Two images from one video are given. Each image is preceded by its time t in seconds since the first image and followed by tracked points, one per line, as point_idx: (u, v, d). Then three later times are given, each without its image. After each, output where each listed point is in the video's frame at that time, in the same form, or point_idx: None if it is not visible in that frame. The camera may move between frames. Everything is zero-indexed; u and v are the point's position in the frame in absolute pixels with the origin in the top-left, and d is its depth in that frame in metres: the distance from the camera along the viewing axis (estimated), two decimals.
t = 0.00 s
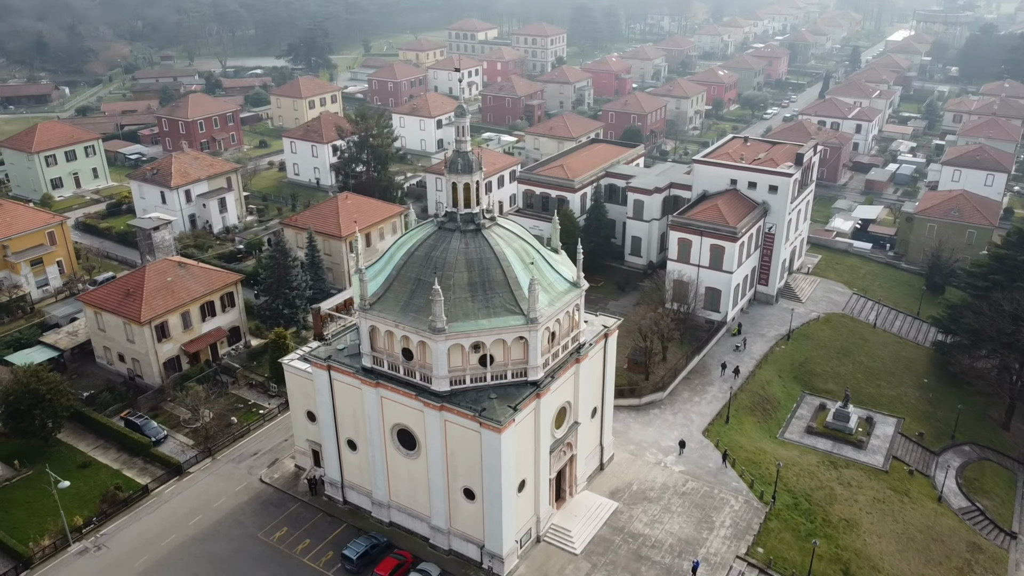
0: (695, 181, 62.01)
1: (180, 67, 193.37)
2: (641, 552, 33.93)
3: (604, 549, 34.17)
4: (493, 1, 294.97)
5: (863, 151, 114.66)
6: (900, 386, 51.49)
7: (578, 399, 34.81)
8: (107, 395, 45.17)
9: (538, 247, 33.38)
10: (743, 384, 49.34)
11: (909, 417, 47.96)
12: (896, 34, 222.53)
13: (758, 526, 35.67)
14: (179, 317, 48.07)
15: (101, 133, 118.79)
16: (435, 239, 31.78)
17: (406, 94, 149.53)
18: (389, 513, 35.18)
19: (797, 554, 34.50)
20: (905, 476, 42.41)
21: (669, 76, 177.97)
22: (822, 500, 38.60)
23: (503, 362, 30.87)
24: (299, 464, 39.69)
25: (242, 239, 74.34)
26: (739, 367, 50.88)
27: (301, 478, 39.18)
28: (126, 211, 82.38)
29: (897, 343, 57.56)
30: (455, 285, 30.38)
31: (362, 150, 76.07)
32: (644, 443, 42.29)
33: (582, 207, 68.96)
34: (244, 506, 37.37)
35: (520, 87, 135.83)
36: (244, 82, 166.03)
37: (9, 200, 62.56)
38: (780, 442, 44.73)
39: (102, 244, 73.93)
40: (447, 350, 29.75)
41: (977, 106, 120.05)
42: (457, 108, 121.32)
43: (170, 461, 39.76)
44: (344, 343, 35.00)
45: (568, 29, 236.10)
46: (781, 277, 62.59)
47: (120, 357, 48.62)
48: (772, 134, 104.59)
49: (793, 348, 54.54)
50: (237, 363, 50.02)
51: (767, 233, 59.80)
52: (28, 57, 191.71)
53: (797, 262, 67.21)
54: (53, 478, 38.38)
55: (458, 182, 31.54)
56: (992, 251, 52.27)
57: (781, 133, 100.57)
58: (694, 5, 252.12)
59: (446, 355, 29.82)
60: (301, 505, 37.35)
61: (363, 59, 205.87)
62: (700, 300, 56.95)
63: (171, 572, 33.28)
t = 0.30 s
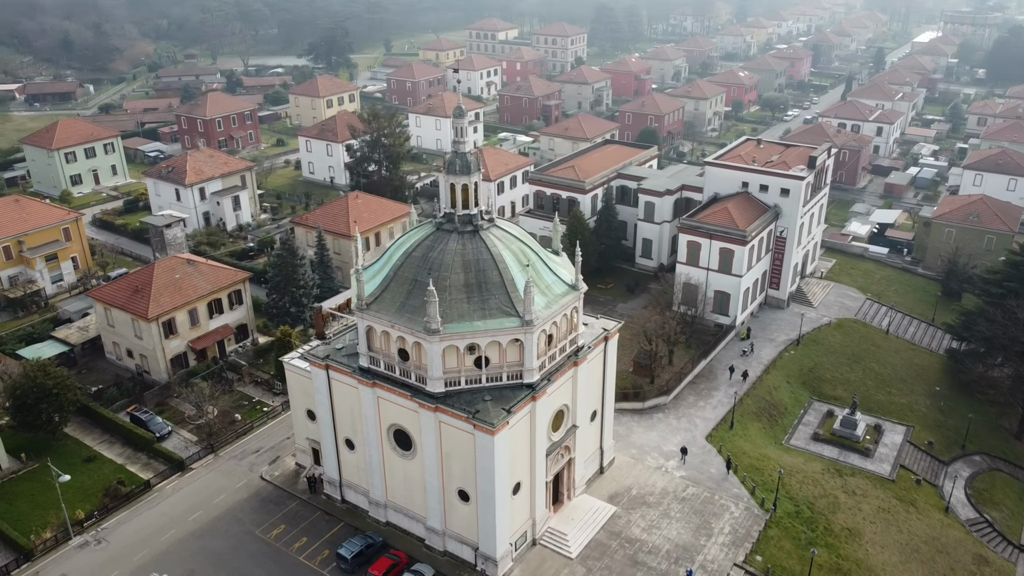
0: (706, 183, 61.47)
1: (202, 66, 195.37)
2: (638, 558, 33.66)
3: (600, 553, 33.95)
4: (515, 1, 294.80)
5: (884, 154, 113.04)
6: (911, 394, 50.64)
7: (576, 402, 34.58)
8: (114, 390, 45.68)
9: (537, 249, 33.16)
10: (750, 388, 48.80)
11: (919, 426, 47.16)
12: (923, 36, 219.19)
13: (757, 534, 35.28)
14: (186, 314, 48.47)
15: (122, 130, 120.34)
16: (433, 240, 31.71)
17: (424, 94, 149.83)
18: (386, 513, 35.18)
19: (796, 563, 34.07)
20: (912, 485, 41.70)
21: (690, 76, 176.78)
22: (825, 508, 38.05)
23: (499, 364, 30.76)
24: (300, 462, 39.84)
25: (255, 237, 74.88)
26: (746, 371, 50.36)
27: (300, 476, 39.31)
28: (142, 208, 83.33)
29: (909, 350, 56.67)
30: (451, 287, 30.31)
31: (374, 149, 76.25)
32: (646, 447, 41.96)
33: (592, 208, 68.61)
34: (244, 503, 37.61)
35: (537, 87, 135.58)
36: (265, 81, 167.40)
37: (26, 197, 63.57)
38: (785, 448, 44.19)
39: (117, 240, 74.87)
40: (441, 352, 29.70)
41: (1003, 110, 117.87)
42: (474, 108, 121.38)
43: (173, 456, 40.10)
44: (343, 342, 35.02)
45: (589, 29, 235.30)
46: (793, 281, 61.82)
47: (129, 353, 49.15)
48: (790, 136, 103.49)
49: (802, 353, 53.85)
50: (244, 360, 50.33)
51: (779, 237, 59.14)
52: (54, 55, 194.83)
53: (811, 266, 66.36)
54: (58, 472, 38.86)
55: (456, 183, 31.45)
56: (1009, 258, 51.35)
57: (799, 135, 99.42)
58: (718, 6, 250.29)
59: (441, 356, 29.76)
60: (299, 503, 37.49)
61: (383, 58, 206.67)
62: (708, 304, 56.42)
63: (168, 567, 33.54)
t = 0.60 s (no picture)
0: (717, 186, 60.88)
1: (224, 64, 197.18)
2: (633, 564, 33.39)
3: (596, 558, 33.71)
4: (537, 1, 294.44)
5: (905, 157, 111.33)
6: (921, 403, 49.82)
7: (574, 405, 34.38)
8: (121, 386, 46.19)
9: (536, 251, 32.97)
10: (756, 394, 48.26)
11: (928, 435, 46.38)
12: (951, 37, 215.67)
13: (756, 542, 34.87)
14: (193, 312, 48.86)
15: (142, 128, 121.76)
16: (430, 242, 31.67)
17: (442, 93, 150.09)
18: (383, 513, 35.20)
19: (795, 572, 33.62)
20: (918, 495, 41.00)
21: (710, 77, 175.45)
22: (827, 517, 37.53)
23: (494, 366, 30.65)
24: (300, 460, 39.99)
25: (267, 235, 75.37)
26: (753, 376, 49.82)
27: (300, 474, 39.45)
28: (158, 205, 84.28)
29: (922, 357, 55.76)
30: (447, 288, 30.24)
31: (386, 149, 76.39)
32: (647, 452, 41.62)
33: (603, 210, 68.21)
34: (243, 500, 37.83)
35: (555, 88, 135.23)
36: (285, 80, 168.61)
37: (42, 193, 64.57)
38: (789, 455, 43.61)
39: (132, 237, 75.75)
40: (436, 353, 29.65)
41: None
42: (491, 108, 121.30)
43: (175, 452, 40.44)
44: (342, 342, 35.09)
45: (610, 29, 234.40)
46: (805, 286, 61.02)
47: (137, 349, 49.67)
48: (808, 139, 102.30)
49: (811, 359, 53.15)
50: (250, 357, 50.62)
51: (790, 241, 58.41)
52: (80, 53, 197.65)
53: (823, 271, 65.50)
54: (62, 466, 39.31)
55: (454, 184, 31.46)
56: None
57: (818, 137, 98.26)
58: (741, 6, 248.24)
59: (435, 358, 29.71)
60: (298, 502, 37.63)
61: (404, 58, 207.30)
62: (717, 308, 55.85)
63: (166, 562, 33.80)
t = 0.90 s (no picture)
0: (729, 189, 60.28)
1: (247, 63, 198.88)
2: (629, 569, 33.11)
3: (591, 562, 33.48)
4: (560, 2, 293.98)
5: (927, 161, 109.58)
6: (933, 411, 48.94)
7: (571, 408, 34.18)
8: (128, 381, 46.66)
9: (534, 253, 32.81)
10: (763, 399, 47.67)
11: (938, 444, 45.56)
12: (980, 39, 211.99)
13: (755, 550, 34.46)
14: (201, 309, 49.28)
15: (163, 126, 123.13)
16: (428, 242, 31.62)
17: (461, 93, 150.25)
18: (380, 513, 35.23)
19: None
20: (925, 506, 40.28)
21: (732, 79, 173.96)
22: (830, 526, 36.98)
23: (489, 368, 30.53)
24: (301, 459, 40.14)
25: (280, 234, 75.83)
26: (761, 381, 49.21)
27: (301, 472, 39.57)
28: (175, 202, 85.21)
29: (935, 365, 54.82)
30: (443, 289, 30.18)
31: (398, 148, 76.46)
32: (649, 456, 41.25)
33: (614, 212, 67.80)
34: (243, 497, 38.02)
35: (572, 88, 134.76)
36: (305, 79, 169.72)
37: (60, 190, 65.47)
38: (794, 462, 43.03)
39: (148, 234, 76.61)
40: (431, 355, 29.62)
41: None
42: (508, 108, 121.18)
43: (179, 448, 40.77)
44: (341, 341, 35.17)
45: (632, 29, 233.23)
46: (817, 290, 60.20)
47: (146, 345, 50.17)
48: (827, 141, 101.04)
49: (821, 365, 52.39)
50: (257, 355, 50.96)
51: (802, 245, 57.69)
52: (106, 52, 200.40)
53: (837, 275, 64.61)
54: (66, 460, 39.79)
55: (452, 185, 31.45)
56: None
57: (837, 140, 97.03)
58: (766, 7, 245.87)
59: (430, 359, 29.66)
60: (297, 500, 37.76)
61: (424, 58, 207.78)
62: (726, 312, 55.31)
63: (164, 558, 34.05)
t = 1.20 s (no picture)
0: (741, 192, 59.68)
1: (269, 62, 200.47)
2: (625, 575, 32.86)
3: (586, 567, 33.28)
4: (583, 2, 293.23)
5: (949, 165, 107.72)
6: (944, 420, 48.08)
7: (569, 411, 33.97)
8: (136, 376, 47.16)
9: (533, 255, 32.67)
10: (770, 405, 47.09)
11: (948, 454, 44.74)
12: (1010, 41, 208.22)
13: (753, 557, 34.08)
14: (209, 306, 49.69)
15: (183, 124, 124.46)
16: (426, 243, 31.57)
17: (479, 93, 150.32)
18: (377, 512, 35.25)
19: None
20: (932, 516, 39.56)
21: (753, 81, 172.39)
22: (832, 535, 36.46)
23: (485, 370, 30.42)
24: (302, 457, 40.27)
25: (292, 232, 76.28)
26: (768, 387, 48.61)
27: (301, 470, 39.71)
28: (191, 200, 86.07)
29: (949, 373, 53.86)
30: (439, 290, 30.11)
31: (411, 148, 76.51)
32: (650, 461, 40.95)
33: (625, 214, 67.35)
34: (243, 494, 38.21)
35: (590, 89, 134.23)
36: (326, 78, 170.75)
37: (76, 186, 66.37)
38: (799, 469, 42.44)
39: (163, 231, 77.47)
40: (426, 355, 29.56)
41: None
42: (525, 108, 120.95)
43: (182, 444, 41.13)
44: (340, 340, 35.22)
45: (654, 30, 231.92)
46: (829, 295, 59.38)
47: (154, 341, 50.69)
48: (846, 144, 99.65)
49: (831, 372, 51.68)
50: (264, 352, 51.30)
51: (814, 249, 56.97)
52: (131, 50, 202.94)
53: (851, 280, 63.71)
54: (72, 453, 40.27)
55: (451, 186, 31.39)
56: None
57: (855, 143, 95.20)
58: (791, 8, 243.50)
59: (424, 360, 29.61)
60: (296, 497, 37.88)
61: (445, 57, 208.15)
62: (735, 316, 54.72)
63: (162, 553, 34.32)
